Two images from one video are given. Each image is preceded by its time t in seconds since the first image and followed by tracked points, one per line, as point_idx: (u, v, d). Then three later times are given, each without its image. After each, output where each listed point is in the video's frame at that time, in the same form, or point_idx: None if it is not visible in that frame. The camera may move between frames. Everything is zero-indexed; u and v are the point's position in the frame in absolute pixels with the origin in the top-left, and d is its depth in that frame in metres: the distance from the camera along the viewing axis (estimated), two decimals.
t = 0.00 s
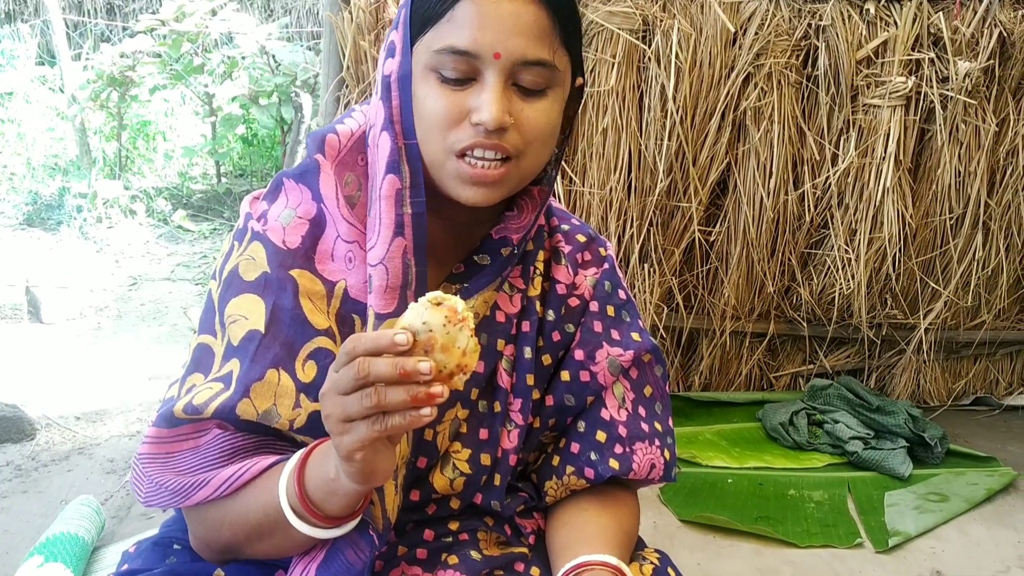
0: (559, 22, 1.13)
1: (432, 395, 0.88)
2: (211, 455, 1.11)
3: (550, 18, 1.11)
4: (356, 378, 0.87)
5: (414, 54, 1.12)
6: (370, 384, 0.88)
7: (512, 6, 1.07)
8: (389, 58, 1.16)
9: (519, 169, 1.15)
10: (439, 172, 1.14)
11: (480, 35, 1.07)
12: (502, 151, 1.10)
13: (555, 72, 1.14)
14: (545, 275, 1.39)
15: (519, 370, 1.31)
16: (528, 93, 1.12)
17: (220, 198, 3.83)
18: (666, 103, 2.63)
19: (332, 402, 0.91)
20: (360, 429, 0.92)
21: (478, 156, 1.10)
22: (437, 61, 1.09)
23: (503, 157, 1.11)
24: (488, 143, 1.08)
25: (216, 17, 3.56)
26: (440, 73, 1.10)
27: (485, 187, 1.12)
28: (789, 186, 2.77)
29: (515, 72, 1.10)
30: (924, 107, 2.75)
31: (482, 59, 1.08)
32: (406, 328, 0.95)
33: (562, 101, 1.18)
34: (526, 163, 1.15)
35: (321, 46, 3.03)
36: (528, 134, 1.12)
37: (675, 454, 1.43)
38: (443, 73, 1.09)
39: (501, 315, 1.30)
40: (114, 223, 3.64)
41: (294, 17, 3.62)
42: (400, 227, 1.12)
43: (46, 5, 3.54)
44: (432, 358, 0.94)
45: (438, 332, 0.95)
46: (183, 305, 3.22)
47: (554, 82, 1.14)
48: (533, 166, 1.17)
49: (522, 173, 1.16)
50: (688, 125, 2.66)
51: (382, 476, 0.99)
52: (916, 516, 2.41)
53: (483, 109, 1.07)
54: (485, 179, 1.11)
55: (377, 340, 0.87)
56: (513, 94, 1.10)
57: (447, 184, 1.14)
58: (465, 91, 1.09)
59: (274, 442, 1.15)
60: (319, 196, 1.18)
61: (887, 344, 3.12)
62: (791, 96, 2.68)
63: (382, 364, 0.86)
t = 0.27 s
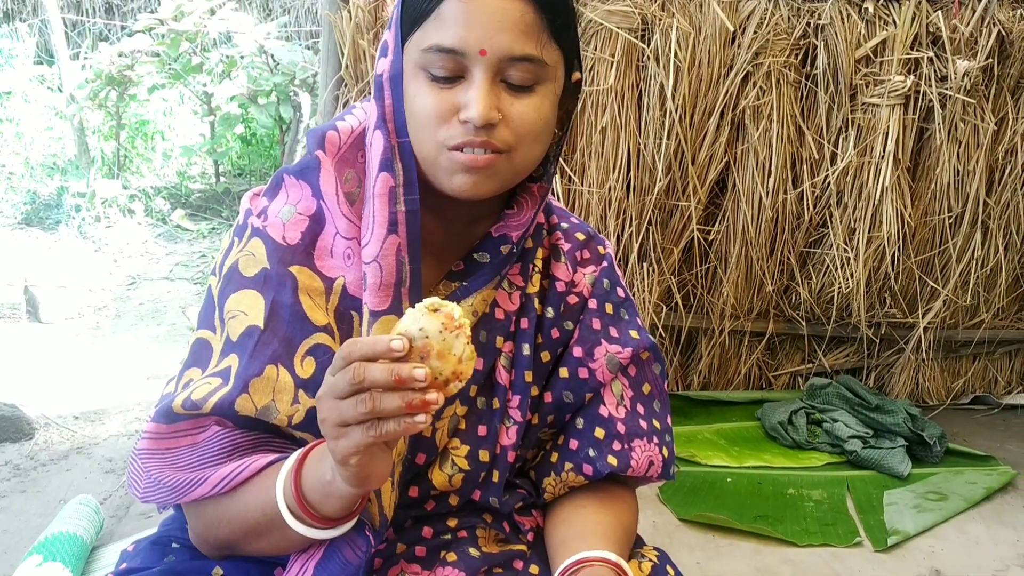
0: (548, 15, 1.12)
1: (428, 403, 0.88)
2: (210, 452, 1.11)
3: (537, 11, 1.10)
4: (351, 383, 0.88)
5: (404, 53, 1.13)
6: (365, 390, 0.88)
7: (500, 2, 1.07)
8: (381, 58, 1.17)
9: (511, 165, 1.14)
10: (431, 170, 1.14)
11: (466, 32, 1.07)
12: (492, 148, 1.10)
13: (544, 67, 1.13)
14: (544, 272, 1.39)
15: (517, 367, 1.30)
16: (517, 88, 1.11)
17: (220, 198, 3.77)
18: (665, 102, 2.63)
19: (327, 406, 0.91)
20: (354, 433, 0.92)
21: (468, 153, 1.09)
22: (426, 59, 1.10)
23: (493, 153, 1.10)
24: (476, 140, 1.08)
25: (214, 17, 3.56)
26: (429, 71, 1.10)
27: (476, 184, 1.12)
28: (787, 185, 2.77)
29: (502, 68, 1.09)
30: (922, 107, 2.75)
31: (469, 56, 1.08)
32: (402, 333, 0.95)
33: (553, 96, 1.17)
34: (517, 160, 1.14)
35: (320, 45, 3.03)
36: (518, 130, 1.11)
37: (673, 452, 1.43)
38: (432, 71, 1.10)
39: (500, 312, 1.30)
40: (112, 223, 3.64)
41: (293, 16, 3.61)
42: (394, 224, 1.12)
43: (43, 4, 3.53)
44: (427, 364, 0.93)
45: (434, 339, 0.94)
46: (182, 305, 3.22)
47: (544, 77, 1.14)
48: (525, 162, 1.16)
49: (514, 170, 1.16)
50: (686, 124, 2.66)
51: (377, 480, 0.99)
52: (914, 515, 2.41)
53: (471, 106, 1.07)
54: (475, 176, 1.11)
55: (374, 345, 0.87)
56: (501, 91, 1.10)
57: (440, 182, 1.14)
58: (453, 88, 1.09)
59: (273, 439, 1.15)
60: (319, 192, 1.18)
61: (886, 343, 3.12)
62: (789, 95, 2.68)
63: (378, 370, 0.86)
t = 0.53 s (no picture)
0: (548, 16, 1.12)
1: (425, 421, 0.88)
2: (209, 458, 1.11)
3: (538, 13, 1.11)
4: (350, 400, 0.88)
5: (405, 56, 1.13)
6: (364, 407, 0.88)
7: (499, 4, 1.08)
8: (381, 61, 1.17)
9: (514, 167, 1.14)
10: (434, 174, 1.14)
11: (467, 35, 1.07)
12: (495, 150, 1.10)
13: (546, 68, 1.13)
14: (543, 274, 1.39)
15: (517, 369, 1.30)
16: (519, 90, 1.12)
17: (219, 198, 3.77)
18: (664, 102, 2.63)
19: (326, 421, 0.92)
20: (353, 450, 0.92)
21: (471, 156, 1.09)
22: (428, 63, 1.10)
23: (497, 155, 1.10)
24: (480, 143, 1.08)
25: (214, 17, 3.56)
26: (431, 74, 1.10)
27: (480, 187, 1.12)
28: (787, 186, 2.77)
29: (504, 69, 1.10)
30: (921, 107, 2.75)
31: (471, 59, 1.08)
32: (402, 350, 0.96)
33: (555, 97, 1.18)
34: (520, 162, 1.14)
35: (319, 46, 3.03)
36: (520, 132, 1.11)
37: (673, 453, 1.44)
38: (434, 75, 1.10)
39: (498, 314, 1.30)
40: (111, 224, 3.66)
41: (292, 17, 3.61)
42: (393, 229, 1.12)
43: (43, 5, 3.53)
44: (427, 382, 0.94)
45: (434, 356, 0.95)
46: (181, 305, 3.22)
47: (546, 78, 1.14)
48: (529, 164, 1.16)
49: (517, 173, 1.16)
50: (686, 124, 2.66)
51: (376, 494, 0.99)
52: (913, 516, 2.41)
53: (474, 108, 1.07)
54: (479, 179, 1.11)
55: (373, 362, 0.87)
56: (503, 92, 1.10)
57: (443, 185, 1.14)
58: (455, 91, 1.10)
59: (272, 446, 1.15)
60: (318, 195, 1.18)
61: (884, 344, 3.12)
62: (789, 95, 2.69)
63: (376, 388, 0.87)
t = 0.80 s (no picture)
0: (546, 17, 1.13)
1: (422, 441, 0.89)
2: (206, 465, 1.11)
3: (536, 14, 1.11)
4: (346, 419, 0.88)
5: (401, 58, 1.13)
6: (360, 426, 0.89)
7: (497, 5, 1.08)
8: (378, 63, 1.17)
9: (513, 169, 1.14)
10: (432, 176, 1.14)
11: (464, 36, 1.08)
12: (494, 151, 1.10)
13: (544, 69, 1.14)
14: (540, 275, 1.39)
15: (515, 370, 1.31)
16: (517, 91, 1.12)
17: (216, 199, 3.84)
18: (663, 102, 2.63)
19: (322, 438, 0.91)
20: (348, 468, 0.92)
21: (470, 158, 1.09)
22: (425, 65, 1.10)
23: (495, 157, 1.11)
24: (478, 144, 1.08)
25: (212, 17, 3.56)
26: (428, 77, 1.10)
27: (478, 189, 1.12)
28: (786, 186, 2.77)
29: (502, 71, 1.10)
30: (920, 107, 2.75)
31: (469, 60, 1.08)
32: (398, 369, 0.95)
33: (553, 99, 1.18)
34: (519, 163, 1.15)
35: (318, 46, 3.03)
36: (518, 133, 1.12)
37: (672, 453, 1.44)
38: (432, 77, 1.10)
39: (495, 315, 1.30)
40: (110, 224, 3.64)
41: (291, 17, 3.61)
42: (390, 233, 1.13)
43: (41, 5, 3.52)
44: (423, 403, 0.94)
45: (431, 376, 0.94)
46: (180, 305, 3.22)
47: (543, 80, 1.14)
48: (527, 166, 1.16)
49: (515, 174, 1.16)
50: (685, 124, 2.66)
51: (373, 508, 1.00)
52: (912, 516, 2.42)
53: (472, 110, 1.07)
54: (478, 181, 1.11)
55: (370, 381, 0.88)
56: (502, 94, 1.10)
57: (441, 187, 1.14)
58: (453, 93, 1.10)
59: (270, 452, 1.15)
60: (314, 199, 1.18)
61: (883, 344, 3.12)
62: (788, 96, 2.69)
63: (373, 407, 0.87)
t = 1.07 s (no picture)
0: (544, 16, 1.13)
1: (422, 455, 0.90)
2: (205, 467, 1.10)
3: (535, 15, 1.11)
4: (348, 433, 0.88)
5: (400, 58, 1.13)
6: (361, 439, 0.89)
7: (496, 6, 1.08)
8: (375, 63, 1.17)
9: (510, 169, 1.15)
10: (430, 177, 1.14)
11: (463, 37, 1.07)
12: (492, 153, 1.10)
13: (542, 69, 1.14)
14: (539, 274, 1.39)
15: (513, 370, 1.31)
16: (515, 92, 1.12)
17: (216, 198, 3.75)
18: (662, 102, 2.63)
19: (323, 449, 0.91)
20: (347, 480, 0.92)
21: (468, 159, 1.10)
22: (424, 65, 1.10)
23: (493, 158, 1.11)
24: (476, 146, 1.09)
25: (212, 17, 3.56)
26: (426, 77, 1.10)
27: (476, 190, 1.12)
28: (784, 185, 2.76)
29: (500, 72, 1.10)
30: (919, 107, 2.75)
31: (467, 61, 1.08)
32: (401, 383, 0.95)
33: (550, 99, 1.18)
34: (516, 164, 1.15)
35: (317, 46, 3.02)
36: (516, 135, 1.12)
37: (670, 452, 1.44)
38: (430, 77, 1.10)
39: (493, 315, 1.30)
40: (109, 223, 3.64)
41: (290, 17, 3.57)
42: (388, 233, 1.13)
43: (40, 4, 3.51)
44: (425, 416, 0.94)
45: (434, 391, 0.94)
46: (179, 305, 3.21)
47: (541, 80, 1.15)
48: (524, 166, 1.17)
49: (513, 175, 1.16)
50: (684, 124, 2.66)
51: (372, 519, 1.00)
52: (911, 515, 2.42)
53: (471, 111, 1.07)
54: (475, 182, 1.11)
55: (372, 395, 0.88)
56: (500, 95, 1.10)
57: (439, 188, 1.14)
58: (451, 94, 1.09)
59: (269, 455, 1.15)
60: (311, 199, 1.18)
61: (882, 343, 3.12)
62: (786, 95, 2.69)
63: (375, 421, 0.87)
